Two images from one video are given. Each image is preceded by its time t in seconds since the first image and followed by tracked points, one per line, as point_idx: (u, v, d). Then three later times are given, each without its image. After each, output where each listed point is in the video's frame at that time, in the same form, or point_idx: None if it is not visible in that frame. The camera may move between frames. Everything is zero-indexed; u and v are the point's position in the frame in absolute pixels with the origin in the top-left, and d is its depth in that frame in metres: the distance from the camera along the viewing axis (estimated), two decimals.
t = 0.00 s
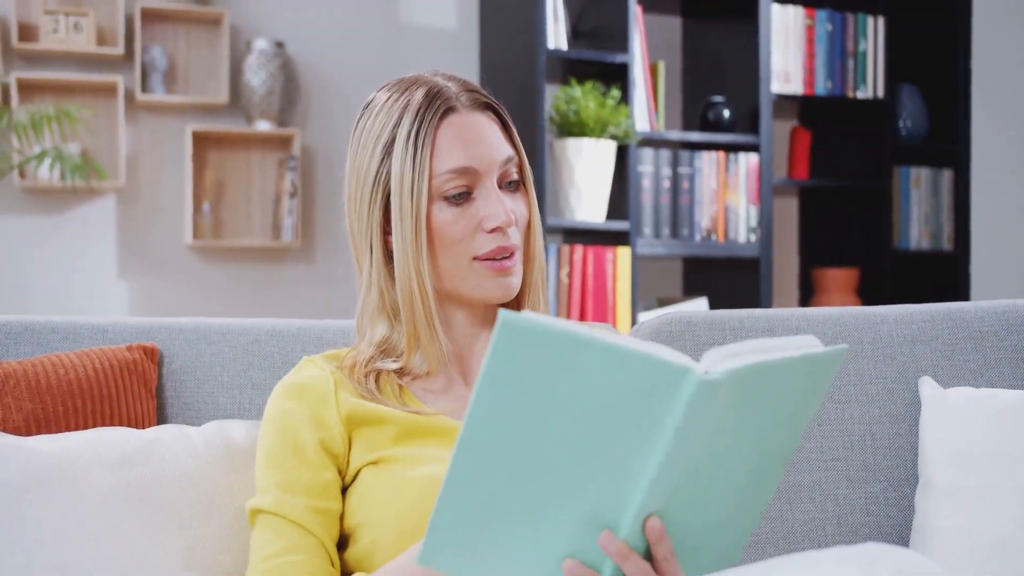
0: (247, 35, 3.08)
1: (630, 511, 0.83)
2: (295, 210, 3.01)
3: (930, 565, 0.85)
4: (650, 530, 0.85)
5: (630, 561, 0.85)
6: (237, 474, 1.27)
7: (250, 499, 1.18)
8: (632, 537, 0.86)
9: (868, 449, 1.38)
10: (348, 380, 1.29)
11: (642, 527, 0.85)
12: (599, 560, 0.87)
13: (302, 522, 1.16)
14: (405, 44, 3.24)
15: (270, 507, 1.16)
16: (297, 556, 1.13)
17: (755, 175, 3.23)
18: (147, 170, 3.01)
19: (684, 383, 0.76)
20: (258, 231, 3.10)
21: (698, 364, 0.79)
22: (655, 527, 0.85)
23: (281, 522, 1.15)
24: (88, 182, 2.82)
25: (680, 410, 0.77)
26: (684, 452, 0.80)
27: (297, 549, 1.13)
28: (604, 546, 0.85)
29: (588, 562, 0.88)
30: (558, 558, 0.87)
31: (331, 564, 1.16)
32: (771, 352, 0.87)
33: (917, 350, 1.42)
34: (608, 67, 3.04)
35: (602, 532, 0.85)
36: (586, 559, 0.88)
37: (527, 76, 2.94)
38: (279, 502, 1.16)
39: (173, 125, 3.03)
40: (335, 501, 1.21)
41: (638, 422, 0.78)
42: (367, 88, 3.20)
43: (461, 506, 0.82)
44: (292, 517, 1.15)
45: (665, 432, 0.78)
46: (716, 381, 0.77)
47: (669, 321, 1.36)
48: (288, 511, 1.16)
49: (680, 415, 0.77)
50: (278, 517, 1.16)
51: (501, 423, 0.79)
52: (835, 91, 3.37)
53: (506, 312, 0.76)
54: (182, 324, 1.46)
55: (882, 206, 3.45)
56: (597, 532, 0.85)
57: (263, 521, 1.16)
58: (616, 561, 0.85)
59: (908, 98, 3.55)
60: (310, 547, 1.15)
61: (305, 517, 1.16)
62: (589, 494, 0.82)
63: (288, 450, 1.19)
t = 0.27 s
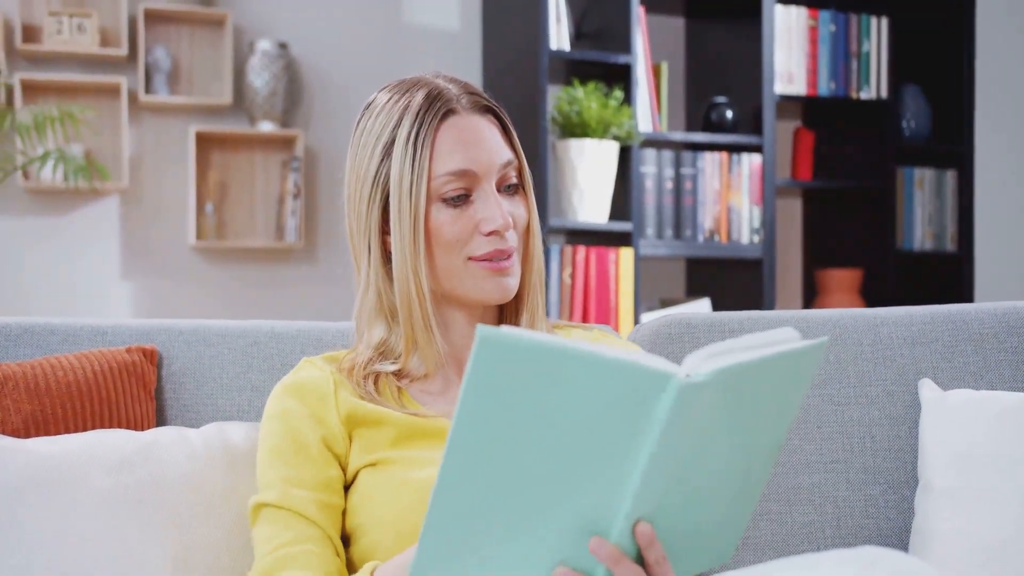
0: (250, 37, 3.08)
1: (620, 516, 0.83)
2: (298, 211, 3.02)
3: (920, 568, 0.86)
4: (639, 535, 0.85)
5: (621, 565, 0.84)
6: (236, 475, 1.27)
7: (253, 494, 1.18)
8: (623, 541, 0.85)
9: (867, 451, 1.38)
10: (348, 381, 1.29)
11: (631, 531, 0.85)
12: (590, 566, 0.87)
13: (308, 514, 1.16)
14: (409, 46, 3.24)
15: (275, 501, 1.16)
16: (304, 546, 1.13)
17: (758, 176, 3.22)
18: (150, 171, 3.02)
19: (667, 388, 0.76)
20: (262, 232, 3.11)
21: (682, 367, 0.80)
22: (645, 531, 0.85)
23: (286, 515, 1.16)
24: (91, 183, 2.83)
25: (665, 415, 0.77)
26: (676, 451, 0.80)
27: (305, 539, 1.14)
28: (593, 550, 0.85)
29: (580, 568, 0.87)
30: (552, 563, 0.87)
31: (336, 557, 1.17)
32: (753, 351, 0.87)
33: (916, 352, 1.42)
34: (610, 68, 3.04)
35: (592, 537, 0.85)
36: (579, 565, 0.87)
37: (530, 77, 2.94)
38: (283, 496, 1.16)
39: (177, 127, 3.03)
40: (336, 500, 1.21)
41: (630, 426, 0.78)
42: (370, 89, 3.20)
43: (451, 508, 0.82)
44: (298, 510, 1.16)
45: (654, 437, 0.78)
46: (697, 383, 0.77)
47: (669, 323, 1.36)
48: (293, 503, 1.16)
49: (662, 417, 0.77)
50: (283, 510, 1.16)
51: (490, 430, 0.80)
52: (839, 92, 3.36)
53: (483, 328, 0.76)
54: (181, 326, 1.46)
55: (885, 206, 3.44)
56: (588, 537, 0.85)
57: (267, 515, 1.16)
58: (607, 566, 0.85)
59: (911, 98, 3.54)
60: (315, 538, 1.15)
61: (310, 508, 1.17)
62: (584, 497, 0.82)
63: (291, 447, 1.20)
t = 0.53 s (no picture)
0: (254, 36, 3.09)
1: (615, 516, 0.83)
2: (302, 211, 3.02)
3: (920, 568, 0.84)
4: (636, 536, 0.84)
5: (618, 566, 0.84)
6: (236, 475, 1.27)
7: (259, 489, 1.18)
8: (619, 543, 0.85)
9: (868, 451, 1.37)
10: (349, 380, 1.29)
11: (628, 532, 0.85)
12: (587, 565, 0.87)
13: (317, 506, 1.16)
14: (414, 45, 3.24)
15: (283, 494, 1.16)
16: (317, 534, 1.13)
17: (761, 176, 3.21)
18: (155, 171, 3.02)
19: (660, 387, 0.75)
20: (266, 232, 3.11)
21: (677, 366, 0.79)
22: (641, 532, 0.85)
23: (295, 506, 1.16)
24: (95, 183, 2.83)
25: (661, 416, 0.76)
26: (673, 450, 0.80)
27: (316, 530, 1.14)
28: (591, 551, 0.84)
29: (577, 568, 0.87)
30: (549, 563, 0.87)
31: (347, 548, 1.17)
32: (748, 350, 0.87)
33: (918, 352, 1.41)
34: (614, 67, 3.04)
35: (589, 538, 0.85)
36: (577, 566, 0.87)
37: (533, 77, 2.94)
38: (292, 488, 1.16)
39: (181, 127, 3.04)
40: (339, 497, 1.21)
41: (627, 425, 0.78)
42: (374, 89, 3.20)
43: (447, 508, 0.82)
44: (307, 502, 1.16)
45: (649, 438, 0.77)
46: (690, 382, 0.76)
47: (669, 323, 1.36)
48: (301, 495, 1.16)
49: (656, 418, 0.76)
50: (292, 503, 1.16)
51: (484, 428, 0.81)
52: (842, 92, 3.36)
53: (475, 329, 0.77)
54: (183, 326, 1.46)
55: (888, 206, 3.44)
56: (585, 538, 0.85)
57: (277, 507, 1.16)
58: (604, 567, 0.84)
59: (917, 99, 3.57)
60: (326, 528, 1.15)
61: (318, 500, 1.17)
62: (581, 497, 0.82)
63: (297, 441, 1.21)
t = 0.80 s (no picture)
0: (262, 36, 3.09)
1: (620, 514, 0.83)
2: (310, 210, 3.02)
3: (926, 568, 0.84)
4: (641, 534, 0.84)
5: (622, 565, 0.83)
6: (240, 472, 1.27)
7: (271, 482, 1.18)
8: (623, 542, 0.84)
9: (875, 449, 1.37)
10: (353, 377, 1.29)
11: (633, 530, 0.84)
12: (592, 563, 0.86)
13: (331, 496, 1.17)
14: (422, 44, 3.24)
15: (298, 484, 1.16)
16: (335, 521, 1.13)
17: (770, 174, 3.21)
18: (163, 170, 3.03)
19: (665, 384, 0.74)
20: (274, 230, 3.11)
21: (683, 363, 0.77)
22: (647, 530, 0.84)
23: (309, 496, 1.16)
24: (103, 182, 2.84)
25: (664, 413, 0.75)
26: (679, 448, 0.79)
27: (333, 518, 1.14)
28: (595, 549, 0.84)
29: (582, 565, 0.87)
30: (555, 560, 0.87)
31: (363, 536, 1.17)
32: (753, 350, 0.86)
33: (925, 350, 1.41)
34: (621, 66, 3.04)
35: (593, 536, 0.84)
36: (582, 563, 0.87)
37: (541, 75, 2.94)
38: (307, 478, 1.17)
39: (190, 126, 3.04)
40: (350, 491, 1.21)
41: (632, 422, 0.77)
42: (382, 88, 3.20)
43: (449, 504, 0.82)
44: (321, 492, 1.16)
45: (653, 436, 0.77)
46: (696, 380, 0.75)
47: (675, 320, 1.36)
48: (316, 486, 1.16)
49: (661, 413, 0.75)
50: (306, 493, 1.16)
51: (488, 422, 0.81)
52: (851, 90, 3.35)
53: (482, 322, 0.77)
54: (188, 323, 1.46)
55: (897, 204, 3.42)
56: (590, 536, 0.85)
57: (292, 498, 1.16)
58: (608, 566, 0.84)
59: (925, 97, 3.53)
60: (342, 517, 1.16)
61: (331, 490, 1.17)
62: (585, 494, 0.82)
63: (306, 436, 1.21)
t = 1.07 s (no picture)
0: (268, 35, 3.10)
1: (626, 512, 0.83)
2: (316, 209, 3.02)
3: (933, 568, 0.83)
4: (648, 535, 0.84)
5: (627, 564, 0.84)
6: (244, 469, 1.28)
7: (277, 479, 1.18)
8: (630, 540, 0.85)
9: (881, 447, 1.36)
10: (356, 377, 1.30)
11: (639, 531, 0.84)
12: (598, 560, 0.87)
13: (337, 493, 1.17)
14: (429, 43, 3.24)
15: (304, 481, 1.16)
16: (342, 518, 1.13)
17: (777, 173, 3.20)
18: (171, 169, 3.03)
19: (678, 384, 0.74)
20: (281, 229, 3.12)
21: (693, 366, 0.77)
22: (653, 530, 0.84)
23: (315, 493, 1.16)
24: (111, 180, 2.85)
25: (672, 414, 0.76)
26: (688, 450, 0.79)
27: (339, 514, 1.14)
28: (601, 547, 0.84)
29: (588, 563, 0.87)
30: (560, 557, 0.87)
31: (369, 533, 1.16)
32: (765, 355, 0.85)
33: (932, 349, 1.40)
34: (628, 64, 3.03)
35: (599, 535, 0.85)
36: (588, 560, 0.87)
37: (547, 74, 2.93)
38: (314, 475, 1.17)
39: (197, 125, 3.05)
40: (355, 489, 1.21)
41: (640, 421, 0.77)
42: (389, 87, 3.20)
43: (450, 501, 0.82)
44: (327, 488, 1.16)
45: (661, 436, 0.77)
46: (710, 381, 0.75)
47: (680, 319, 1.35)
48: (322, 483, 1.16)
49: (672, 412, 0.76)
50: (312, 490, 1.16)
51: (495, 418, 0.80)
52: (859, 88, 3.33)
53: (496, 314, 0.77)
54: (193, 321, 1.47)
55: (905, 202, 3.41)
56: (596, 535, 0.85)
57: (297, 495, 1.16)
58: (613, 564, 0.84)
59: (933, 95, 3.45)
60: (347, 514, 1.15)
61: (337, 486, 1.17)
62: (590, 492, 0.82)
63: (311, 433, 1.21)
